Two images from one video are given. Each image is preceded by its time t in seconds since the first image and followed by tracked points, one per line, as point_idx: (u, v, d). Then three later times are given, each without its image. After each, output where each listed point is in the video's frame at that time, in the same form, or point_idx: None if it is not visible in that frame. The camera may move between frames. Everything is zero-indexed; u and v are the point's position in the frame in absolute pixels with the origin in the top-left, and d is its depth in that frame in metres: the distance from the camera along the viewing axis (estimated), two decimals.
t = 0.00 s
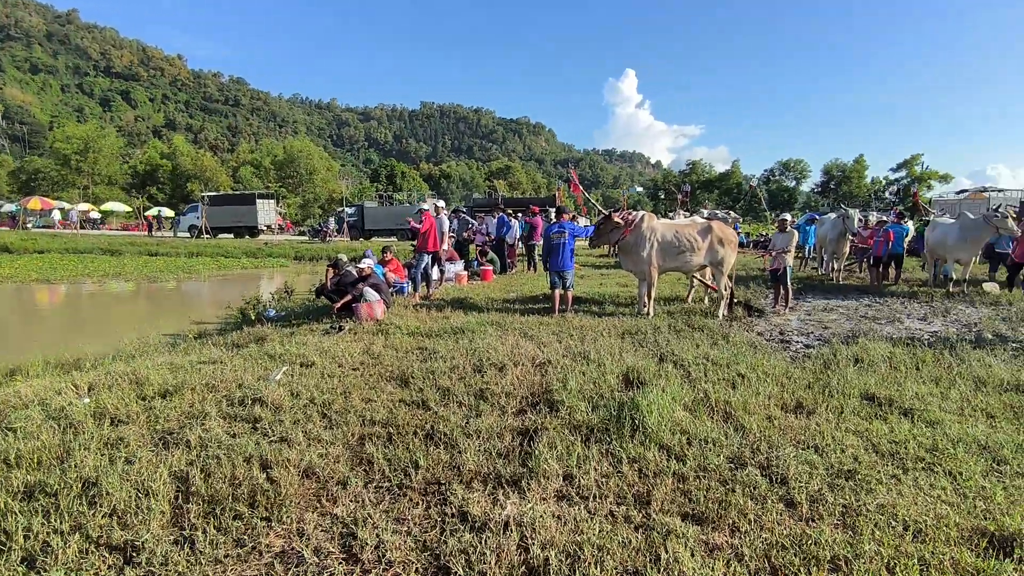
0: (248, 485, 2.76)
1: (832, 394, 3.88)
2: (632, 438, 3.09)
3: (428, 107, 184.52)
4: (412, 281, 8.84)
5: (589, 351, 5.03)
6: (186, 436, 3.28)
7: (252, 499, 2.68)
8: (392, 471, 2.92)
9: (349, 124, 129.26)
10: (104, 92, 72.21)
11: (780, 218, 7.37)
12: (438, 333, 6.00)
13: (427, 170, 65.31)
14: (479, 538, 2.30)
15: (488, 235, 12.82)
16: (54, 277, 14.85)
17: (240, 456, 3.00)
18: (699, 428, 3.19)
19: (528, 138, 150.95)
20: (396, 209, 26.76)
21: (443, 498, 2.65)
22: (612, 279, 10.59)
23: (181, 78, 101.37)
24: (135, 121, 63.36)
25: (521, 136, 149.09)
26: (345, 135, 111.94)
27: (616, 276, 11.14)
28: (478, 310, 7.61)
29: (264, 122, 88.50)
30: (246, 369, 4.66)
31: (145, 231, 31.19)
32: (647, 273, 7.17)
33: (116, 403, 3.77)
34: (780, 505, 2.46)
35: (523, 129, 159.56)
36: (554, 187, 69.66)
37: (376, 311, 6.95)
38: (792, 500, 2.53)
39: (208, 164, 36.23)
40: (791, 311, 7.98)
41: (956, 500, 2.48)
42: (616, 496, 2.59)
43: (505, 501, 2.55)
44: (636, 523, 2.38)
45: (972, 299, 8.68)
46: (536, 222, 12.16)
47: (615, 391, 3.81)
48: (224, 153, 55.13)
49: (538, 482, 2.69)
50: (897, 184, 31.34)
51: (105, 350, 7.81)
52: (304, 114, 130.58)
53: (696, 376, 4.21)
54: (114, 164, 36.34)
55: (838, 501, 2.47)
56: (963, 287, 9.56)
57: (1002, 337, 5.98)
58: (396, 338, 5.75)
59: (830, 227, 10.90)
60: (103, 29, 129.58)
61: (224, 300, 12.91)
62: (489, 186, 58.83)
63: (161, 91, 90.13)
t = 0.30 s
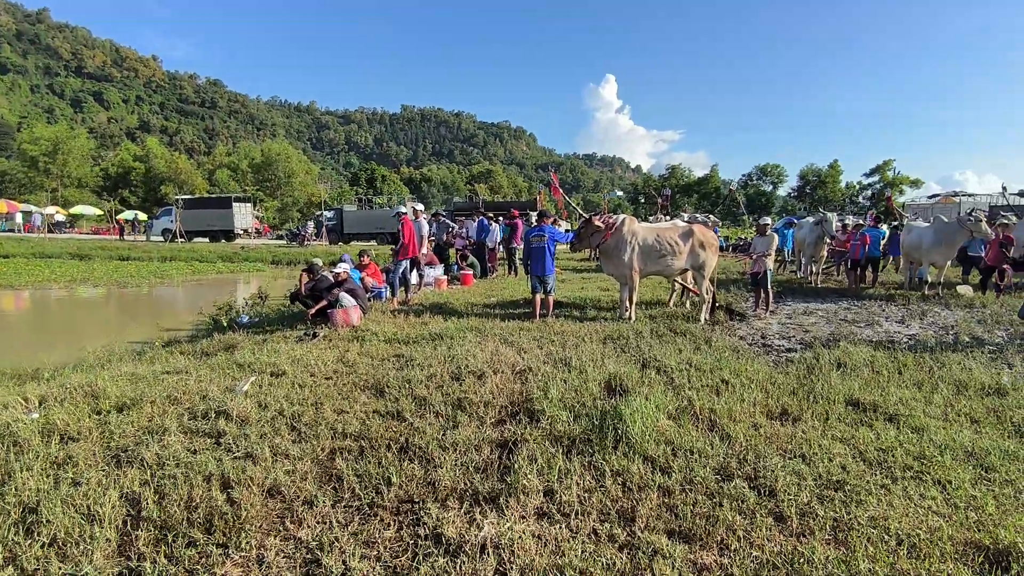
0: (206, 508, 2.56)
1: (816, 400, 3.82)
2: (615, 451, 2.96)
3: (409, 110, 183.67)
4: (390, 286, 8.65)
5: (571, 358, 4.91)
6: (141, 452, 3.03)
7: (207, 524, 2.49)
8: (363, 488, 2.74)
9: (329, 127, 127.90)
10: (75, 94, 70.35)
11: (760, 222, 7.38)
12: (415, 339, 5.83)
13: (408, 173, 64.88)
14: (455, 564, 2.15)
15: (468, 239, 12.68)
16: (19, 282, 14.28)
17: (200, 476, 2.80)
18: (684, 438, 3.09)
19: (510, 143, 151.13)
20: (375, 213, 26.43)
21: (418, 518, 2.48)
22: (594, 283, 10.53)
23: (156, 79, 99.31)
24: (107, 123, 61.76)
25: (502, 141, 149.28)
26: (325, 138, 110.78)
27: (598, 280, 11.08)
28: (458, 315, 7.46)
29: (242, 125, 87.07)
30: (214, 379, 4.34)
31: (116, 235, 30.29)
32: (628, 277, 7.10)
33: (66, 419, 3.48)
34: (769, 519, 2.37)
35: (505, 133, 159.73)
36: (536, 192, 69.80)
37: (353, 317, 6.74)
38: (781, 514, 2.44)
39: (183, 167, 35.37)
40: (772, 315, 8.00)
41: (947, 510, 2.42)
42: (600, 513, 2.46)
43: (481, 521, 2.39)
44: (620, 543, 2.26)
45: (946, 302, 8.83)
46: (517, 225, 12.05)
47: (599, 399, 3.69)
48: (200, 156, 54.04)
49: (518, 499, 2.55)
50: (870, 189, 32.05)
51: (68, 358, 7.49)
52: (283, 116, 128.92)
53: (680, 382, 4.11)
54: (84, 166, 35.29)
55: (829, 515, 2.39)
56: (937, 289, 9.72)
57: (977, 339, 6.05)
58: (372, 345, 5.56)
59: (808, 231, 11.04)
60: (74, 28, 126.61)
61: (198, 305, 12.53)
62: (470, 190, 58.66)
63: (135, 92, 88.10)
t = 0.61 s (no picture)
0: (162, 539, 2.38)
1: (805, 410, 3.75)
2: (600, 467, 2.84)
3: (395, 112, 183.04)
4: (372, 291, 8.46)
5: (556, 366, 4.79)
6: (96, 474, 2.81)
7: (162, 557, 2.32)
8: (333, 510, 2.58)
9: (314, 128, 126.84)
10: (54, 94, 69.00)
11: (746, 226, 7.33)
12: (396, 347, 5.66)
13: (394, 175, 64.49)
14: None
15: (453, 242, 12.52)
16: None
17: (157, 500, 2.61)
18: (670, 452, 2.97)
19: (497, 144, 151.15)
20: (360, 216, 26.14)
21: (390, 545, 2.33)
22: (579, 287, 10.44)
23: (137, 79, 97.71)
24: (86, 123, 60.52)
25: (489, 142, 149.30)
26: (310, 140, 109.79)
27: (584, 284, 10.99)
28: (441, 321, 7.30)
29: (226, 125, 86.01)
30: (183, 390, 4.03)
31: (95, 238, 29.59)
32: (614, 282, 7.00)
33: (17, 439, 3.16)
34: (759, 542, 2.26)
35: (492, 135, 159.67)
36: (522, 194, 69.84)
37: (331, 324, 6.56)
38: (771, 536, 2.33)
39: (164, 168, 34.71)
40: (758, 319, 7.97)
41: (941, 529, 2.34)
42: (582, 537, 2.33)
43: (457, 548, 2.25)
44: (604, 572, 2.13)
45: (929, 305, 8.88)
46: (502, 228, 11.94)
47: (584, 411, 3.56)
48: (181, 157, 53.13)
49: (498, 522, 2.42)
50: (852, 192, 32.47)
51: (34, 367, 7.19)
52: (268, 117, 127.60)
53: (666, 393, 4.00)
54: (61, 167, 34.48)
55: (821, 535, 2.30)
56: (920, 292, 9.79)
57: (962, 345, 6.06)
58: (351, 354, 5.39)
59: (793, 234, 11.07)
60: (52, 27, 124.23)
61: (176, 310, 12.19)
62: (457, 193, 58.51)
63: (116, 92, 86.53)
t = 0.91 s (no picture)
0: (141, 556, 2.30)
1: (800, 413, 3.71)
2: (593, 475, 2.77)
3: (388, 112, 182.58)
4: (364, 293, 8.36)
5: (549, 370, 4.72)
6: (73, 487, 2.71)
7: (138, 574, 2.24)
8: (319, 522, 2.50)
9: (306, 129, 126.12)
10: (43, 95, 68.27)
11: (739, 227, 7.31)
12: (386, 350, 5.58)
13: (387, 176, 64.29)
14: None
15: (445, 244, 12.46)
16: None
17: (136, 514, 2.52)
18: (664, 459, 2.92)
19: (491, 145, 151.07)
20: (352, 217, 26.00)
21: (377, 560, 2.26)
22: (573, 289, 10.38)
23: (127, 79, 96.89)
24: (76, 124, 59.91)
25: (483, 143, 149.22)
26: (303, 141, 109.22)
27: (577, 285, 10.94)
28: (433, 324, 7.22)
29: (218, 126, 85.44)
30: (168, 397, 3.92)
31: (84, 239, 29.24)
32: (607, 284, 6.95)
33: None
34: (756, 551, 2.21)
35: (485, 135, 159.59)
36: (516, 194, 69.85)
37: (321, 327, 6.46)
38: (769, 545, 2.28)
39: (154, 169, 34.36)
40: (751, 320, 7.94)
41: (940, 537, 2.30)
42: (575, 549, 2.26)
43: (446, 562, 2.18)
44: None
45: (921, 305, 8.90)
46: (495, 229, 11.89)
47: (577, 417, 3.50)
48: (172, 158, 52.68)
49: (489, 533, 2.35)
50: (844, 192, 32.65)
51: (16, 372, 7.04)
52: (260, 117, 126.82)
53: (660, 397, 3.95)
54: (49, 168, 34.04)
55: (818, 544, 2.25)
56: (913, 292, 9.82)
57: (955, 346, 6.06)
58: (341, 358, 5.31)
59: (786, 234, 11.06)
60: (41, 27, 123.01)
61: (166, 313, 12.01)
62: (450, 194, 58.43)
63: (106, 92, 85.72)
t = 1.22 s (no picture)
0: (128, 568, 2.21)
1: (804, 415, 3.65)
2: (596, 480, 2.70)
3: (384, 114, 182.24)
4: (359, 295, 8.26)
5: (548, 372, 4.65)
6: (59, 496, 2.62)
7: None
8: (314, 532, 2.42)
9: (301, 130, 125.77)
10: (36, 96, 67.80)
11: (737, 228, 7.26)
12: (382, 353, 5.50)
13: (382, 177, 64.14)
14: None
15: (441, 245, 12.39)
16: None
17: (123, 525, 2.44)
18: (667, 463, 2.85)
19: (486, 146, 151.08)
20: (347, 219, 25.86)
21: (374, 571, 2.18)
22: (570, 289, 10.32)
23: (121, 81, 96.35)
24: (69, 125, 59.48)
25: (478, 143, 149.20)
26: (297, 142, 108.90)
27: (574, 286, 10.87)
28: (430, 325, 7.14)
29: (212, 127, 85.04)
30: (158, 401, 3.83)
31: (77, 241, 28.98)
32: (605, 284, 6.89)
33: None
34: (766, 559, 2.15)
35: (480, 136, 159.61)
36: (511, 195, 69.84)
37: (316, 329, 6.37)
38: (778, 552, 2.22)
39: (148, 170, 34.13)
40: (750, 320, 7.90)
41: (953, 543, 2.25)
42: (579, 558, 2.19)
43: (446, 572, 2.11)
44: None
45: (919, 305, 8.88)
46: (491, 230, 11.82)
47: (577, 420, 3.43)
48: (166, 160, 52.38)
49: (490, 541, 2.27)
50: (838, 193, 32.77)
51: (6, 375, 6.92)
52: (255, 118, 126.38)
53: (662, 399, 3.89)
54: (41, 170, 33.74)
55: (830, 551, 2.19)
56: (910, 292, 9.80)
57: (956, 346, 6.03)
58: (336, 360, 5.22)
59: (783, 234, 11.03)
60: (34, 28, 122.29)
61: (160, 315, 11.86)
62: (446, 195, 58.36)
63: (99, 93, 85.18)
